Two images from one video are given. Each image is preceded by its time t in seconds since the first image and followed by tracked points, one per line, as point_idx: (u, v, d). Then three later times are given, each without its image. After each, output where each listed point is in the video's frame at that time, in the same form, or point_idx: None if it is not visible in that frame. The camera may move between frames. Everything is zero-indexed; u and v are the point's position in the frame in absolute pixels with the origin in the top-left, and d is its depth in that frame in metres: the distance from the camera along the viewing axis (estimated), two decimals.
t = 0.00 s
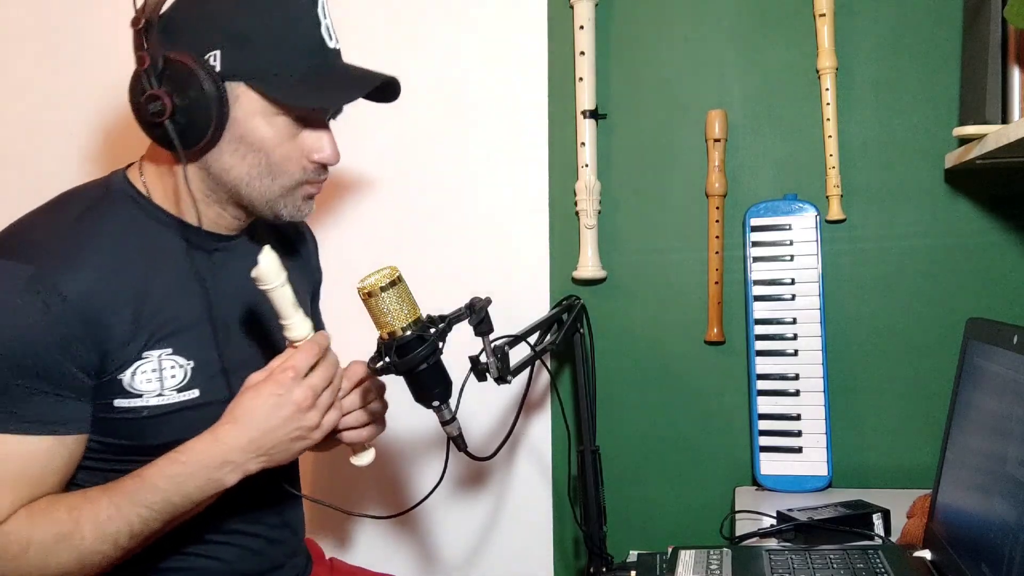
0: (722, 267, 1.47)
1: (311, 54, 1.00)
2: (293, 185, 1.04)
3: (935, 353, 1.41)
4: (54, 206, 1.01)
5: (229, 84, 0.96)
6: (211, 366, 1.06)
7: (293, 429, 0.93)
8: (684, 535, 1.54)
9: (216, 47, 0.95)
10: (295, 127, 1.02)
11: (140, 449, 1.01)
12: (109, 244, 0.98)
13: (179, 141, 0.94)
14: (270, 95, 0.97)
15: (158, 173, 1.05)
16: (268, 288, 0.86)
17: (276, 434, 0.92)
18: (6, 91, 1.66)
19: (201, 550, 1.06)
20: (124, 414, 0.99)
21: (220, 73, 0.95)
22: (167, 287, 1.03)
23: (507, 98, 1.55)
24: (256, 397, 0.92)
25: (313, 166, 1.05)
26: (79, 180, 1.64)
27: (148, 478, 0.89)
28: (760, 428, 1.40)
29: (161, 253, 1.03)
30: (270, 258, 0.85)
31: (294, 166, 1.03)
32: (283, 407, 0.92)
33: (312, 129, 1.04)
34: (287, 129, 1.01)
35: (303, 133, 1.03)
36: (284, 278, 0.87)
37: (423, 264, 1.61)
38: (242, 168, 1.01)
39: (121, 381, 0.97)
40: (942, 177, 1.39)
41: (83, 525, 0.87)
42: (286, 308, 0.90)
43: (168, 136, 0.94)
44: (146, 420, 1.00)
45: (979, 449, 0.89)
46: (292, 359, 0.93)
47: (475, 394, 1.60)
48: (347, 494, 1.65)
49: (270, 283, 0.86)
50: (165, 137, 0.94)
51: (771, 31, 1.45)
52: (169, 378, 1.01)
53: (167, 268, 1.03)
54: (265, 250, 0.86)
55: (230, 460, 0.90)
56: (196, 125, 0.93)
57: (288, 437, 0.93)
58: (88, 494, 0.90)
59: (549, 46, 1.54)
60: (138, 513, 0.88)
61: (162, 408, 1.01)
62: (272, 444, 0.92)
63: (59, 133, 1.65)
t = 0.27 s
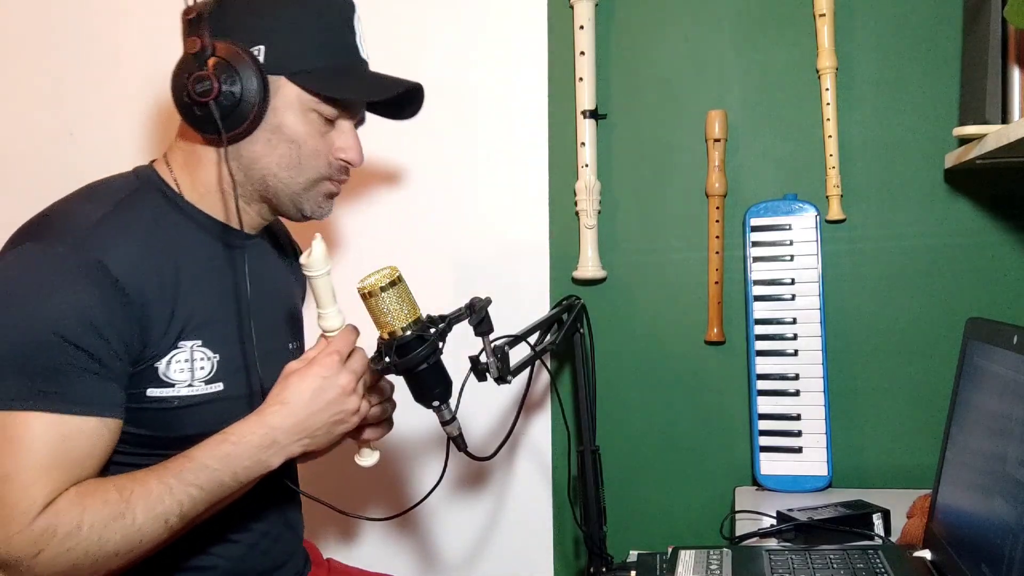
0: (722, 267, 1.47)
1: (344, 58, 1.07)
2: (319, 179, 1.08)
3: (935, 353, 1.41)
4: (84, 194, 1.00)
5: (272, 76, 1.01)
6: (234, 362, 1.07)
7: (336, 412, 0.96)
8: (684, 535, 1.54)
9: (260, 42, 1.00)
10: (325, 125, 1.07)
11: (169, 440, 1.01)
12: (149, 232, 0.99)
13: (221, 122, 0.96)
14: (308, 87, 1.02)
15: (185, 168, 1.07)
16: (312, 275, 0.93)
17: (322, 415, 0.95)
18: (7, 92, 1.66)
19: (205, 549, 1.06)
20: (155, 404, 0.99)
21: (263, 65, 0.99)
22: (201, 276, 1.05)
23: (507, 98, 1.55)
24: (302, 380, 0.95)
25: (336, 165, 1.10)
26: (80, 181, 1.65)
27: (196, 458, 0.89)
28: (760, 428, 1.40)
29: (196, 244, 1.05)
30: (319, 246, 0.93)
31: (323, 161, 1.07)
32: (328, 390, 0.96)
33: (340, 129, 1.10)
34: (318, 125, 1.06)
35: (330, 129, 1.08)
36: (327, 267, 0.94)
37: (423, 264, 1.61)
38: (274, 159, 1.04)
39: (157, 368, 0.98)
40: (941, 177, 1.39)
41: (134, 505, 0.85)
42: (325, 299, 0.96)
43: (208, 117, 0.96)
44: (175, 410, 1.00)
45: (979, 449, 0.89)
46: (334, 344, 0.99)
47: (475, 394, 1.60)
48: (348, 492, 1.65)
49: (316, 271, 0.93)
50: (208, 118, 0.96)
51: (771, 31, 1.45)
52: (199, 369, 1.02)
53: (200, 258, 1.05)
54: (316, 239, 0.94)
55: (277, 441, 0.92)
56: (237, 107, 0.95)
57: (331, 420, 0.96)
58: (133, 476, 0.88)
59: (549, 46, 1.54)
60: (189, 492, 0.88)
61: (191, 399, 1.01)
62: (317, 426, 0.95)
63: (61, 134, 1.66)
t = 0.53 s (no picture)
0: (722, 267, 1.47)
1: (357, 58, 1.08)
2: (329, 178, 1.08)
3: (935, 353, 1.41)
4: (102, 184, 1.00)
5: (283, 77, 1.01)
6: (242, 360, 1.06)
7: (337, 416, 0.95)
8: (684, 536, 1.54)
9: (273, 44, 1.00)
10: (336, 125, 1.07)
11: (173, 433, 1.01)
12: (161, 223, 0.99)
13: (233, 120, 0.96)
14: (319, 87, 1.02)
15: (198, 165, 1.07)
16: (311, 286, 0.93)
17: (322, 419, 0.94)
18: (8, 92, 1.66)
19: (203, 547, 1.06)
20: (160, 396, 0.98)
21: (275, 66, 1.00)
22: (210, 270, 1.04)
23: (507, 98, 1.55)
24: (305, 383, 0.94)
25: (348, 164, 1.10)
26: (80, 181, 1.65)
27: (199, 451, 0.89)
28: (760, 428, 1.40)
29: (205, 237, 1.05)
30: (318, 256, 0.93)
31: (333, 160, 1.07)
32: (331, 394, 0.95)
33: (351, 130, 1.10)
34: (329, 125, 1.06)
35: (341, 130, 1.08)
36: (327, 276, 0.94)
37: (423, 265, 1.61)
38: (287, 157, 1.04)
39: (165, 359, 0.98)
40: (941, 176, 1.39)
41: (132, 493, 0.85)
42: (325, 308, 0.95)
43: (221, 115, 0.97)
44: (180, 404, 0.99)
45: (979, 449, 0.89)
46: (339, 350, 0.99)
47: (475, 394, 1.60)
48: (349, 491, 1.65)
49: (315, 281, 0.93)
50: (216, 116, 0.97)
51: (771, 31, 1.45)
52: (206, 363, 1.02)
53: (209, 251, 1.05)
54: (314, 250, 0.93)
55: (276, 441, 0.91)
56: (249, 107, 0.96)
57: (331, 425, 0.95)
58: (134, 465, 0.88)
59: (549, 47, 1.54)
60: (188, 486, 0.87)
61: (197, 393, 1.01)
62: (316, 429, 0.94)
63: (61, 134, 1.66)
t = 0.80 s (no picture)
0: (722, 267, 1.47)
1: (287, 35, 1.02)
2: (267, 169, 1.03)
3: (935, 353, 1.41)
4: (94, 178, 1.03)
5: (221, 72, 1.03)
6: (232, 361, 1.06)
7: (289, 423, 0.92)
8: (684, 536, 1.54)
9: (218, 40, 1.04)
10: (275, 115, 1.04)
11: (148, 428, 1.00)
12: (132, 218, 1.00)
13: (171, 118, 1.02)
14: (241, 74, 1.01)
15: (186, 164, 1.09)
16: (285, 288, 0.88)
17: (272, 425, 0.91)
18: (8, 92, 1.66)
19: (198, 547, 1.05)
20: (131, 389, 0.98)
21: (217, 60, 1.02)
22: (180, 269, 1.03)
23: (506, 98, 1.55)
24: (260, 388, 0.92)
25: (289, 155, 1.04)
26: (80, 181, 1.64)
27: (143, 449, 0.88)
28: (760, 428, 1.40)
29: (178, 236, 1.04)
30: (289, 260, 0.88)
31: (269, 150, 1.03)
32: (283, 403, 0.92)
33: (296, 121, 1.05)
34: (268, 116, 1.03)
35: (280, 117, 1.05)
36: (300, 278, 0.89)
37: (423, 265, 1.61)
38: (224, 151, 1.03)
39: (135, 353, 0.98)
40: (942, 176, 1.39)
41: (65, 482, 0.85)
42: (300, 311, 0.92)
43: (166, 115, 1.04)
44: (151, 398, 0.99)
45: (979, 450, 0.89)
46: (304, 359, 0.96)
47: (475, 394, 1.60)
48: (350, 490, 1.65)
49: (287, 284, 0.88)
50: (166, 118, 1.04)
51: (771, 31, 1.45)
52: (181, 358, 1.01)
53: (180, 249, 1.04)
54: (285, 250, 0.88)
55: (222, 447, 0.88)
56: (179, 102, 1.01)
57: (282, 434, 0.92)
58: (81, 456, 0.88)
59: (549, 46, 1.54)
60: (123, 482, 0.86)
61: (169, 387, 1.00)
62: (264, 436, 0.90)
63: (61, 134, 1.65)
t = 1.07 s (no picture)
0: (722, 267, 1.47)
1: (233, 42, 0.98)
2: (228, 183, 1.01)
3: (935, 353, 1.41)
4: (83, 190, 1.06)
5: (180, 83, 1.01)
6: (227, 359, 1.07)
7: (288, 387, 0.89)
8: (684, 536, 1.54)
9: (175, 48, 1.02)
10: (230, 126, 1.01)
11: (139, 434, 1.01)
12: (114, 224, 1.01)
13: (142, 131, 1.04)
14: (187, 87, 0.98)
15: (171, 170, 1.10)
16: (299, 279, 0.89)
17: (272, 392, 0.89)
18: (7, 91, 1.66)
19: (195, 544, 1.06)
20: (120, 396, 0.99)
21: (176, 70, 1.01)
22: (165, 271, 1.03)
23: (506, 99, 1.55)
24: (252, 358, 0.89)
25: (244, 166, 1.00)
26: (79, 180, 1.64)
27: (143, 438, 0.87)
28: (760, 428, 1.40)
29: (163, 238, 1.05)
30: (300, 247, 0.88)
31: (225, 165, 1.00)
32: (277, 365, 0.89)
33: (251, 130, 1.01)
34: (223, 128, 1.01)
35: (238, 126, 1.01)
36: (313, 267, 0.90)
37: (423, 265, 1.61)
38: (188, 165, 1.02)
39: (121, 360, 0.99)
40: (942, 177, 1.39)
41: (76, 480, 0.85)
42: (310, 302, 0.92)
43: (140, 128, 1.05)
44: (141, 405, 1.00)
45: (979, 449, 0.89)
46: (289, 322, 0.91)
47: (475, 394, 1.60)
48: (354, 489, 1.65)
49: (298, 272, 0.89)
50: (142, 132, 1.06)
51: (771, 31, 1.45)
52: (168, 365, 1.02)
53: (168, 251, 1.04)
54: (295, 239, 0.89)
55: (223, 420, 0.86)
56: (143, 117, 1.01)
57: (283, 398, 0.89)
58: (87, 454, 0.88)
59: (549, 46, 1.54)
60: (132, 471, 0.85)
61: (158, 395, 1.01)
62: (267, 404, 0.88)
63: (60, 134, 1.65)
